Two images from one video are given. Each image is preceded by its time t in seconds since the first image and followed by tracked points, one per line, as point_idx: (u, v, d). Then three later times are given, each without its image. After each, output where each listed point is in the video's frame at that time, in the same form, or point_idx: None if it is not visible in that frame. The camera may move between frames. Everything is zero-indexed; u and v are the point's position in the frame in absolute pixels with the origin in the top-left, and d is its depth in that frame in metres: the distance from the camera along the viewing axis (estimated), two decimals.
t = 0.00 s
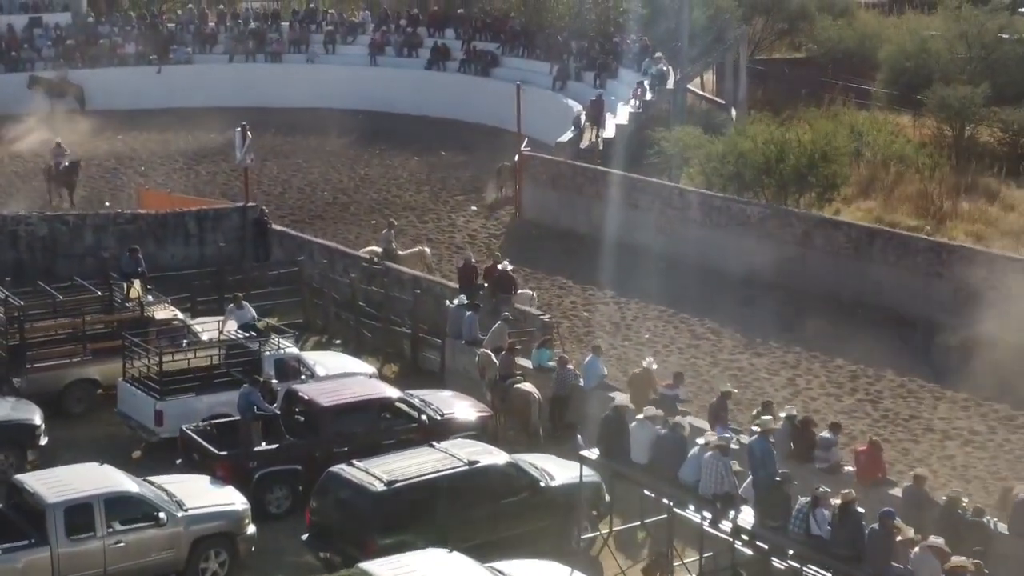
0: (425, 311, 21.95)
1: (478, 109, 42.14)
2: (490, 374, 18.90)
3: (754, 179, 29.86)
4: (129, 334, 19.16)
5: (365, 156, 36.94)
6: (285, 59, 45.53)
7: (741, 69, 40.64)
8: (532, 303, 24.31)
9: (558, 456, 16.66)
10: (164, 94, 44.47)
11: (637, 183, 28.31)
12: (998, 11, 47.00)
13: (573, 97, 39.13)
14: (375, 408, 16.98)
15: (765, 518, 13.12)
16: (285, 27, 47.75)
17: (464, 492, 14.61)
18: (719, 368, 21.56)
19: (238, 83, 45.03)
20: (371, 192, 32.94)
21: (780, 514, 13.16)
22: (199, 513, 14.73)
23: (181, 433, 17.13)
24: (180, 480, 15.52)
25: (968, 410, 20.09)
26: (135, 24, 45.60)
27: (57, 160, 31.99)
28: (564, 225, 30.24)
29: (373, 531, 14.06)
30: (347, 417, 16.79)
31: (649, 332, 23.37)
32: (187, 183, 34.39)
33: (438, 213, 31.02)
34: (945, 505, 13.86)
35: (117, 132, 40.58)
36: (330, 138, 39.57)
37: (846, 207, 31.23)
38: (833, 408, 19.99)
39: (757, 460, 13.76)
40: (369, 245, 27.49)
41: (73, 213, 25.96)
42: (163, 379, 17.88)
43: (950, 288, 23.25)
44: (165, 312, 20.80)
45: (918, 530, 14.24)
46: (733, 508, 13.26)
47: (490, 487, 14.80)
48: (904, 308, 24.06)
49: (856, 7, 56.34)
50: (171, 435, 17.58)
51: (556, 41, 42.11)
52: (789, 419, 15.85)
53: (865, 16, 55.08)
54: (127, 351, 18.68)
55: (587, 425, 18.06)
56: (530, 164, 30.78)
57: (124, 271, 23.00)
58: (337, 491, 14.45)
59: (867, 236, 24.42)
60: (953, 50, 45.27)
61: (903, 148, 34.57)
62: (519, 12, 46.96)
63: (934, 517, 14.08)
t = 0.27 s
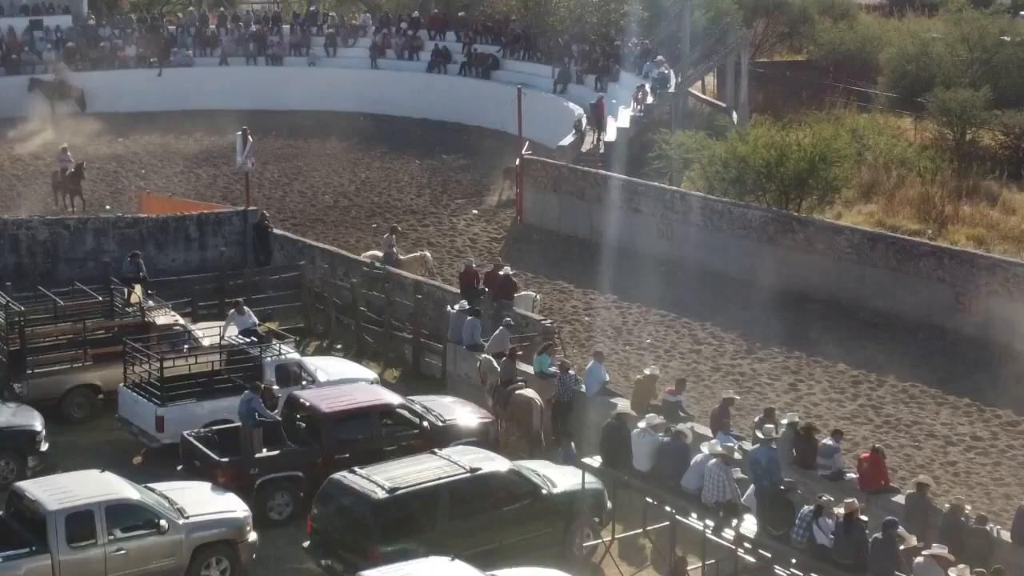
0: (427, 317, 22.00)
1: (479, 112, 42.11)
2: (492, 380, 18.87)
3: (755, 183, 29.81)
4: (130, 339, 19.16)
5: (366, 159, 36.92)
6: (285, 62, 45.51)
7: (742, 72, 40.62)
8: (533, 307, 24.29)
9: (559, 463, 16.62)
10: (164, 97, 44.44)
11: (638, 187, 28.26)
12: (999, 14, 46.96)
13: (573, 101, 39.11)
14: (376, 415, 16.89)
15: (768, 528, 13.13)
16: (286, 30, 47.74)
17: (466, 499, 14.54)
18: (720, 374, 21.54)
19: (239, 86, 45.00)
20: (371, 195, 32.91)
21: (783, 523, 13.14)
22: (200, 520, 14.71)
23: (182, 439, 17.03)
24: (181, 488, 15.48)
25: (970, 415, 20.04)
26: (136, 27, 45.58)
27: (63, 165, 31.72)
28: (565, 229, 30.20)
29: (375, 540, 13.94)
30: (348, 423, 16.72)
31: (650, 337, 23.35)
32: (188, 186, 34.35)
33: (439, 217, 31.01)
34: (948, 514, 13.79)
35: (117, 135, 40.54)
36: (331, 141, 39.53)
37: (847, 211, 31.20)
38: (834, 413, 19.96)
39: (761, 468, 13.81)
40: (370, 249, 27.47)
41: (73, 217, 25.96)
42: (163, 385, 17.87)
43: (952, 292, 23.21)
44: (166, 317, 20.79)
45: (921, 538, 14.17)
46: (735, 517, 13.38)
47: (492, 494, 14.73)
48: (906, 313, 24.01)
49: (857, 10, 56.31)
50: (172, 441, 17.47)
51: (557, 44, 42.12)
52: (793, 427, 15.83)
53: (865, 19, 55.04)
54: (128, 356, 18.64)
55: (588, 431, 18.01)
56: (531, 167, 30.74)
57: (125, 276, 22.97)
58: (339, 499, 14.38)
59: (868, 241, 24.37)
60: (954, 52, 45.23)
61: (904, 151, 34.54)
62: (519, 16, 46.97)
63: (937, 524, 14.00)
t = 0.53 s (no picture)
0: (405, 319, 22.01)
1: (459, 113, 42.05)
2: (471, 383, 18.85)
3: (735, 185, 29.85)
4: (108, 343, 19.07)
5: (346, 161, 36.83)
6: (265, 64, 45.38)
7: (721, 72, 40.68)
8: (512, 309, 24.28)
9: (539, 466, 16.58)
10: (143, 99, 44.25)
11: (618, 189, 28.27)
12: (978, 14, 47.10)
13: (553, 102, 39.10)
14: (355, 419, 16.78)
15: (749, 531, 13.31)
16: (265, 31, 47.60)
17: (445, 503, 14.48)
18: (700, 375, 21.56)
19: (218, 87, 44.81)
20: (350, 197, 32.84)
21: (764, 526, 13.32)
22: (178, 526, 14.60)
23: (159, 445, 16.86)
24: (159, 494, 15.37)
25: (949, 417, 20.08)
26: (114, 28, 45.37)
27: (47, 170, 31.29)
28: (545, 230, 30.18)
29: (353, 545, 13.87)
30: (327, 426, 16.62)
31: (629, 339, 23.36)
32: (167, 189, 34.20)
33: (418, 219, 30.97)
34: (928, 515, 13.81)
35: (95, 137, 40.34)
36: (310, 142, 39.43)
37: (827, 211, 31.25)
38: (813, 415, 19.99)
39: (745, 473, 13.84)
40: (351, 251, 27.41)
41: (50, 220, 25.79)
42: (141, 389, 17.76)
43: (932, 293, 23.25)
44: (145, 321, 20.65)
45: (901, 540, 14.17)
46: (717, 521, 13.38)
47: (471, 498, 14.67)
48: (886, 314, 24.05)
49: (836, 10, 56.45)
50: (150, 446, 17.43)
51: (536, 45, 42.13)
52: (771, 430, 15.83)
53: (844, 19, 55.17)
54: (105, 361, 18.55)
55: (567, 434, 17.98)
56: (510, 168, 30.71)
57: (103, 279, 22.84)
58: (318, 504, 14.30)
59: (847, 242, 24.39)
60: (933, 52, 45.35)
61: (883, 152, 34.62)
62: (499, 17, 46.93)
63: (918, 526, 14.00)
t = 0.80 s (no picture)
0: (289, 322, 21.79)
1: (341, 113, 41.71)
2: (357, 384, 18.70)
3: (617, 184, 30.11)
4: None
5: (227, 163, 36.27)
6: (142, 66, 44.49)
7: (602, 71, 41.00)
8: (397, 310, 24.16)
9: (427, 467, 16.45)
10: (14, 104, 43.06)
11: (502, 188, 28.25)
12: (850, 12, 48.17)
13: (435, 102, 38.99)
14: (239, 425, 16.45)
15: (637, 525, 13.61)
16: (141, 33, 46.66)
17: (334, 506, 14.29)
18: (587, 372, 21.69)
19: (93, 91, 43.78)
20: (232, 200, 32.34)
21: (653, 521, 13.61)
22: (61, 537, 14.18)
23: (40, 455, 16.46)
24: (40, 504, 14.92)
25: (831, 407, 20.48)
26: None
27: None
28: (429, 231, 30.03)
29: (242, 552, 13.64)
30: (212, 432, 16.29)
31: (516, 337, 23.37)
32: (42, 195, 33.30)
33: (301, 221, 30.63)
34: (813, 506, 14.04)
35: None
36: (190, 145, 38.73)
37: (709, 206, 31.67)
38: (697, 408, 20.23)
39: (631, 467, 13.94)
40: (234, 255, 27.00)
41: None
42: (20, 400, 17.24)
43: (812, 285, 23.69)
44: (22, 329, 20.06)
45: (786, 530, 14.39)
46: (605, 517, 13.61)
47: (360, 500, 14.49)
48: (770, 308, 24.43)
49: (713, 8, 57.28)
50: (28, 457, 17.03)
51: (417, 45, 42.04)
52: (659, 424, 15.94)
53: (721, 17, 56.01)
54: None
55: (455, 434, 17.92)
56: (393, 169, 30.47)
57: None
58: (205, 510, 14.02)
59: (729, 238, 24.72)
60: (808, 49, 46.24)
61: (761, 147, 35.23)
62: (380, 17, 46.68)
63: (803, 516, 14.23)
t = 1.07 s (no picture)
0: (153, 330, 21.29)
1: (202, 117, 40.94)
2: (224, 391, 18.33)
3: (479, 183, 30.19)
4: None
5: (84, 170, 35.29)
6: None
7: (466, 72, 41.02)
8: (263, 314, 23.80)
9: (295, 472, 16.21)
10: None
11: (368, 191, 28.00)
12: (708, 11, 48.99)
13: (298, 104, 38.53)
14: (102, 434, 15.96)
15: (510, 523, 13.64)
16: None
17: (204, 515, 13.95)
18: (456, 372, 21.64)
19: None
20: (90, 207, 31.46)
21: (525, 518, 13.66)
22: None
23: None
24: None
25: (699, 401, 20.79)
26: None
27: None
28: (295, 235, 29.61)
29: (110, 564, 13.26)
30: (74, 443, 15.79)
31: (385, 339, 23.20)
32: None
33: (163, 227, 29.98)
34: (683, 499, 14.25)
35: None
36: (44, 152, 37.58)
37: (574, 205, 31.94)
38: (566, 406, 20.35)
39: (502, 467, 13.97)
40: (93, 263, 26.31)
41: None
42: None
43: (677, 281, 24.01)
44: None
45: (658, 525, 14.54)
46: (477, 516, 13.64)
47: (229, 508, 14.15)
48: (638, 305, 24.68)
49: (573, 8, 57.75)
50: None
51: (278, 47, 41.52)
52: (529, 422, 15.97)
53: (582, 17, 56.50)
54: None
55: (324, 439, 17.70)
56: (255, 173, 29.96)
57: None
58: (69, 522, 13.57)
59: (595, 236, 24.91)
60: (669, 48, 46.89)
61: (625, 146, 35.63)
62: (240, 19, 45.95)
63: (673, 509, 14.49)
